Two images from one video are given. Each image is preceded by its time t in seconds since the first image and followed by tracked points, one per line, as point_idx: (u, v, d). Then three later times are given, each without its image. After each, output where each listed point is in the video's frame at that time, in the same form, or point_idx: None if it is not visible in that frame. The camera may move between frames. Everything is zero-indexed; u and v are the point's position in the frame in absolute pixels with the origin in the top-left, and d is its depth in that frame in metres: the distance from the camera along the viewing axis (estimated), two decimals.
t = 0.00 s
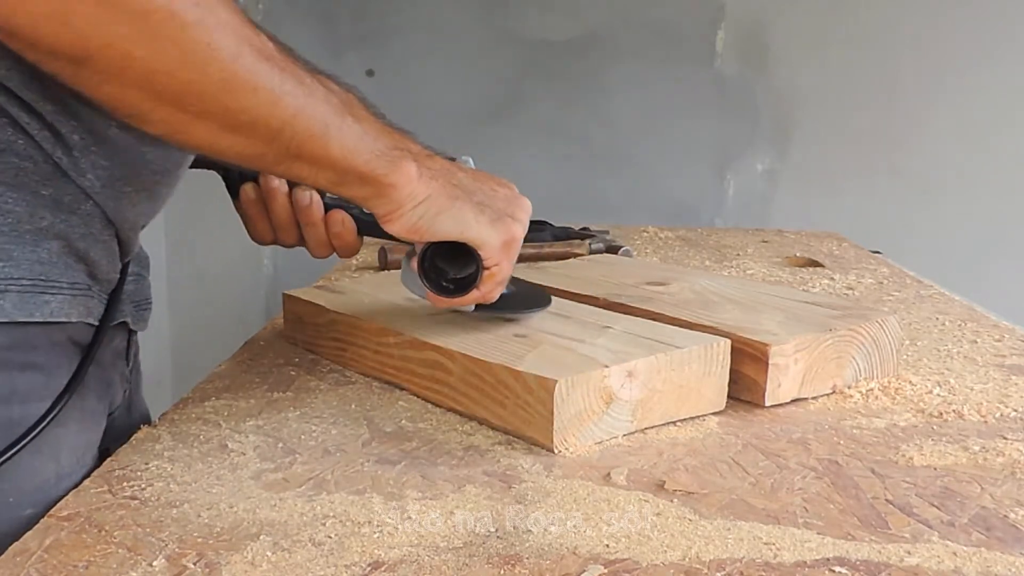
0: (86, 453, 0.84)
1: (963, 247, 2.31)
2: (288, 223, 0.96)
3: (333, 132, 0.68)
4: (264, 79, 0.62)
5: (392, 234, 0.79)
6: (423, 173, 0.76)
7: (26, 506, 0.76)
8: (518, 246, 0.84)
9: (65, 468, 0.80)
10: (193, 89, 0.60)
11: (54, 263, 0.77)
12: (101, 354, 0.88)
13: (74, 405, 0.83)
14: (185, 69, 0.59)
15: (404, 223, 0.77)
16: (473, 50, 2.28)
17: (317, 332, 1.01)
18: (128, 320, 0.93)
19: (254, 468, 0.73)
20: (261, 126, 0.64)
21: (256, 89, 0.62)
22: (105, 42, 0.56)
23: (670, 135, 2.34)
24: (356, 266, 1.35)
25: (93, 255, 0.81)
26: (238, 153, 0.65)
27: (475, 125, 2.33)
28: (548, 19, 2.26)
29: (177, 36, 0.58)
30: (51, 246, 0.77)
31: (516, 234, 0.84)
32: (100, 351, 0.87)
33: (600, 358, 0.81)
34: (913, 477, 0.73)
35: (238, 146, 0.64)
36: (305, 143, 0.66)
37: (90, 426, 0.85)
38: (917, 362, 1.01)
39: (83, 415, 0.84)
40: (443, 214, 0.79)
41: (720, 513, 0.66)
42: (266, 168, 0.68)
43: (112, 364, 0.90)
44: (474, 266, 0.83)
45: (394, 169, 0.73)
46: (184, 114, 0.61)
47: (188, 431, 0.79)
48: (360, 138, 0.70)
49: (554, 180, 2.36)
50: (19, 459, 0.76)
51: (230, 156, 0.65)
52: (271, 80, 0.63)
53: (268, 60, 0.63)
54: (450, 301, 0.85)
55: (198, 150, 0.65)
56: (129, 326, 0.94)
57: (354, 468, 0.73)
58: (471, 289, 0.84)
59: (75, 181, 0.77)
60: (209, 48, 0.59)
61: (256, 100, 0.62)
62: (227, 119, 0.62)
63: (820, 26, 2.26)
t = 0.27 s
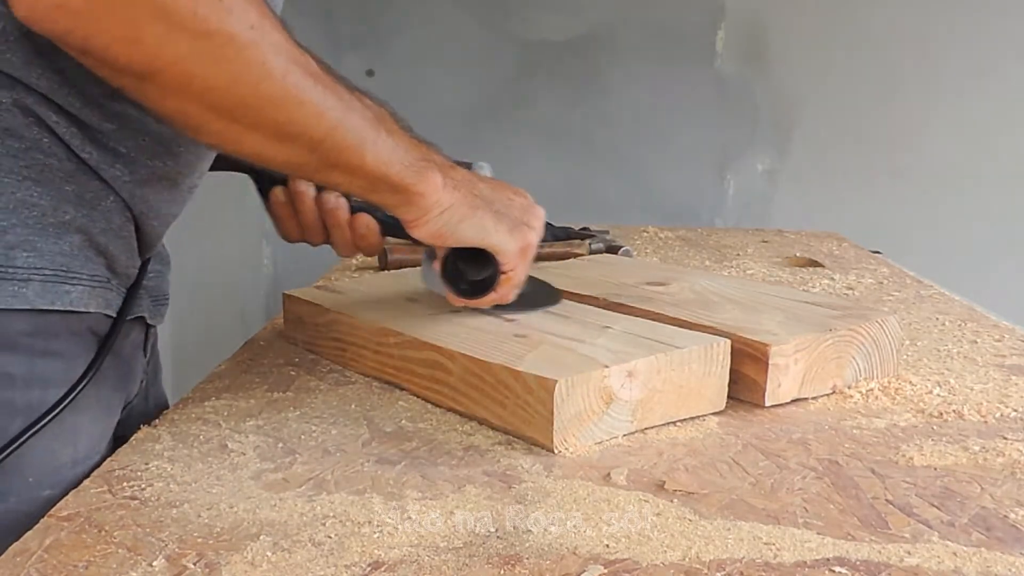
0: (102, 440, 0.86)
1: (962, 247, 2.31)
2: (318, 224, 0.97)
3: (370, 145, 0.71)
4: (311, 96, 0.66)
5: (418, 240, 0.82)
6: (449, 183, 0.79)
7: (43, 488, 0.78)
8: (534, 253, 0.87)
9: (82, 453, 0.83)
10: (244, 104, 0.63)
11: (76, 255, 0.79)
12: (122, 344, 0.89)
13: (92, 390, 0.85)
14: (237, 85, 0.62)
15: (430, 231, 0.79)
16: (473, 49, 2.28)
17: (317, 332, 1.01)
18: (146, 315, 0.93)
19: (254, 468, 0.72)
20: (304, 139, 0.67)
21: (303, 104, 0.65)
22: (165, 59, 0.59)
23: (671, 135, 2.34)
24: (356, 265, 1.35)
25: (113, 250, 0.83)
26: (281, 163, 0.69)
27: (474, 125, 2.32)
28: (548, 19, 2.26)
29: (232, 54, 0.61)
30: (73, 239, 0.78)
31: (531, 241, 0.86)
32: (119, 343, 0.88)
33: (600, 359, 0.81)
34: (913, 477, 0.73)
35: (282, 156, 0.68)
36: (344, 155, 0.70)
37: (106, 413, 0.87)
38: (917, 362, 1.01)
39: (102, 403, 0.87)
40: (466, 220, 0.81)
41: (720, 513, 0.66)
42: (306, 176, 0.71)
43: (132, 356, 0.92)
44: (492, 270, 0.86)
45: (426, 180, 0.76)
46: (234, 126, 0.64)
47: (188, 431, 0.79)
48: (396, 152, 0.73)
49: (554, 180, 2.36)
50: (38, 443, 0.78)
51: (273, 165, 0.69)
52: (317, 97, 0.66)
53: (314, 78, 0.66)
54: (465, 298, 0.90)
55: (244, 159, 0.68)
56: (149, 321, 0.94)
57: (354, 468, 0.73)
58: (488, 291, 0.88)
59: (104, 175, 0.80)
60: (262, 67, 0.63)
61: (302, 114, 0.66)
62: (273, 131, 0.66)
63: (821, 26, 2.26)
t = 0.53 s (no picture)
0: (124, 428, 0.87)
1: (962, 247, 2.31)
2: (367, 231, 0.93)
3: (402, 122, 0.70)
4: (337, 67, 0.66)
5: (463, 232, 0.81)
6: (495, 171, 0.78)
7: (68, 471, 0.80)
8: (586, 250, 0.85)
9: (104, 441, 0.85)
10: (270, 74, 0.63)
11: (100, 248, 0.80)
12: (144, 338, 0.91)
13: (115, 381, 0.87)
14: (262, 53, 0.62)
15: (474, 220, 0.79)
16: (474, 49, 2.28)
17: (317, 332, 1.01)
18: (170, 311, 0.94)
19: (254, 468, 0.73)
20: (333, 113, 0.67)
21: (328, 75, 0.65)
22: (189, 24, 0.59)
23: (671, 135, 2.34)
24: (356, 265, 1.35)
25: (135, 244, 0.84)
26: (311, 140, 0.68)
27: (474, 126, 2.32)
28: (548, 19, 2.26)
29: (256, 21, 0.61)
30: (97, 234, 0.80)
31: (585, 238, 0.84)
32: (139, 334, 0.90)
33: (600, 359, 0.81)
34: (913, 477, 0.73)
35: (311, 132, 0.67)
36: (375, 132, 0.69)
37: (130, 404, 0.89)
38: (917, 362, 1.01)
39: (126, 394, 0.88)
40: (514, 214, 0.80)
41: (720, 513, 0.66)
42: (339, 157, 0.70)
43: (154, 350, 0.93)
44: (541, 272, 0.85)
45: (465, 163, 0.75)
46: (260, 98, 0.64)
47: (188, 431, 0.79)
48: (431, 131, 0.72)
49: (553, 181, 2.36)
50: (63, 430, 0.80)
51: (303, 142, 0.68)
52: (343, 67, 0.66)
53: (341, 49, 0.66)
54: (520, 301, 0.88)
55: (272, 137, 0.68)
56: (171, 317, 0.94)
57: (354, 468, 0.73)
58: (539, 292, 0.86)
59: (127, 173, 0.81)
60: (284, 33, 0.62)
61: (327, 86, 0.65)
62: (301, 104, 0.65)
63: (821, 26, 2.26)
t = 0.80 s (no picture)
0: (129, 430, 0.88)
1: (963, 247, 2.31)
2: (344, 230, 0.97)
3: (375, 130, 0.73)
4: (313, 78, 0.68)
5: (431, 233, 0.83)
6: (461, 177, 0.81)
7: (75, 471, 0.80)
8: (552, 250, 0.87)
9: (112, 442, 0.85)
10: (247, 84, 0.66)
11: (107, 250, 0.82)
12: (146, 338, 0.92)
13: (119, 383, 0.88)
14: (239, 65, 0.65)
15: (443, 223, 0.82)
16: (473, 49, 2.28)
17: (318, 332, 1.01)
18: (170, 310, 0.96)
19: (254, 468, 0.73)
20: (308, 121, 0.69)
21: (303, 85, 0.67)
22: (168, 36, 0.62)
23: (671, 135, 2.34)
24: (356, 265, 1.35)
25: (142, 245, 0.85)
26: (286, 147, 0.71)
27: (475, 125, 2.32)
28: (548, 19, 2.26)
29: (233, 34, 0.63)
30: (104, 236, 0.81)
31: (550, 238, 0.86)
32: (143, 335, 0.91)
33: (600, 358, 0.81)
34: (914, 477, 0.73)
35: (286, 139, 0.70)
36: (349, 140, 0.72)
37: (134, 404, 0.89)
38: (917, 362, 1.02)
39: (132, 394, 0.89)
40: (480, 215, 0.82)
41: (720, 513, 0.66)
42: (314, 161, 0.73)
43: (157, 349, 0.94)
44: (507, 271, 0.86)
45: (435, 170, 0.78)
46: (237, 107, 0.67)
47: (188, 431, 0.79)
48: (403, 138, 0.75)
49: (554, 181, 2.36)
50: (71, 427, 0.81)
51: (278, 148, 0.71)
52: (318, 77, 0.68)
53: (317, 60, 0.69)
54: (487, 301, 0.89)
55: (249, 143, 0.71)
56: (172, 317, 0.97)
57: (354, 468, 0.73)
58: (505, 292, 0.87)
59: (132, 177, 0.82)
60: (259, 44, 0.65)
61: (303, 96, 0.68)
62: (277, 113, 0.68)
63: (821, 26, 2.26)
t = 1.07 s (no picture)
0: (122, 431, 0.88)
1: (963, 247, 2.31)
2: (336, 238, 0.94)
3: (357, 125, 0.69)
4: (290, 67, 0.64)
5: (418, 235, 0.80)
6: (450, 175, 0.77)
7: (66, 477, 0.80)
8: (543, 254, 0.83)
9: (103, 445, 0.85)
10: (222, 76, 0.62)
11: (96, 252, 0.80)
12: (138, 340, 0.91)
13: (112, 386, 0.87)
14: (211, 52, 0.60)
15: (431, 224, 0.78)
16: (473, 49, 2.28)
17: (318, 332, 1.01)
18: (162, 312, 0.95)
19: (254, 468, 0.73)
20: (285, 114, 0.65)
21: (281, 75, 0.64)
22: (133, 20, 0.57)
23: (670, 135, 2.34)
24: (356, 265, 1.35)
25: (131, 246, 0.84)
26: (264, 143, 0.67)
27: (475, 125, 2.32)
28: (548, 19, 2.26)
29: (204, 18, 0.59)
30: (94, 237, 0.80)
31: (541, 241, 0.82)
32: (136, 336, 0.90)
33: (600, 359, 0.81)
34: (914, 477, 0.73)
35: (263, 133, 0.66)
36: (330, 134, 0.68)
37: (126, 406, 0.89)
38: (917, 362, 1.02)
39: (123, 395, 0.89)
40: (470, 217, 0.79)
41: (720, 513, 0.66)
42: (292, 158, 0.69)
43: (150, 351, 0.93)
44: (498, 277, 0.82)
45: (422, 167, 0.74)
46: (210, 98, 0.63)
47: (188, 431, 0.79)
48: (386, 134, 0.71)
49: (554, 181, 2.36)
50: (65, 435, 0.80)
51: (255, 145, 0.67)
52: (295, 67, 0.64)
53: (294, 49, 0.65)
54: (475, 306, 0.85)
55: (225, 137, 0.66)
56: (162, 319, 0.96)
57: (354, 468, 0.73)
58: (493, 296, 0.83)
59: (121, 177, 0.81)
60: (232, 30, 0.60)
61: (279, 87, 0.64)
62: (253, 104, 0.64)
63: (821, 27, 2.26)
